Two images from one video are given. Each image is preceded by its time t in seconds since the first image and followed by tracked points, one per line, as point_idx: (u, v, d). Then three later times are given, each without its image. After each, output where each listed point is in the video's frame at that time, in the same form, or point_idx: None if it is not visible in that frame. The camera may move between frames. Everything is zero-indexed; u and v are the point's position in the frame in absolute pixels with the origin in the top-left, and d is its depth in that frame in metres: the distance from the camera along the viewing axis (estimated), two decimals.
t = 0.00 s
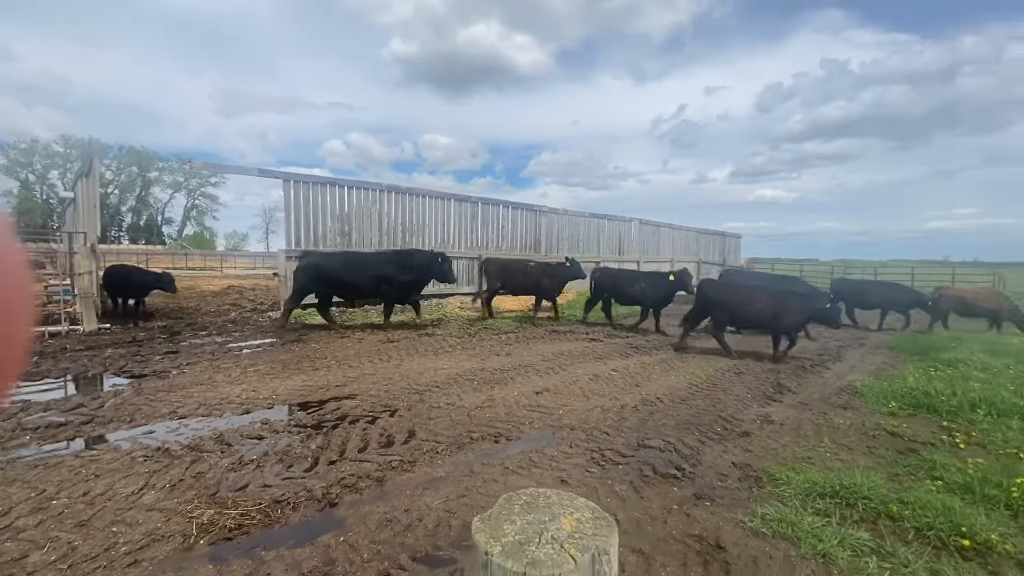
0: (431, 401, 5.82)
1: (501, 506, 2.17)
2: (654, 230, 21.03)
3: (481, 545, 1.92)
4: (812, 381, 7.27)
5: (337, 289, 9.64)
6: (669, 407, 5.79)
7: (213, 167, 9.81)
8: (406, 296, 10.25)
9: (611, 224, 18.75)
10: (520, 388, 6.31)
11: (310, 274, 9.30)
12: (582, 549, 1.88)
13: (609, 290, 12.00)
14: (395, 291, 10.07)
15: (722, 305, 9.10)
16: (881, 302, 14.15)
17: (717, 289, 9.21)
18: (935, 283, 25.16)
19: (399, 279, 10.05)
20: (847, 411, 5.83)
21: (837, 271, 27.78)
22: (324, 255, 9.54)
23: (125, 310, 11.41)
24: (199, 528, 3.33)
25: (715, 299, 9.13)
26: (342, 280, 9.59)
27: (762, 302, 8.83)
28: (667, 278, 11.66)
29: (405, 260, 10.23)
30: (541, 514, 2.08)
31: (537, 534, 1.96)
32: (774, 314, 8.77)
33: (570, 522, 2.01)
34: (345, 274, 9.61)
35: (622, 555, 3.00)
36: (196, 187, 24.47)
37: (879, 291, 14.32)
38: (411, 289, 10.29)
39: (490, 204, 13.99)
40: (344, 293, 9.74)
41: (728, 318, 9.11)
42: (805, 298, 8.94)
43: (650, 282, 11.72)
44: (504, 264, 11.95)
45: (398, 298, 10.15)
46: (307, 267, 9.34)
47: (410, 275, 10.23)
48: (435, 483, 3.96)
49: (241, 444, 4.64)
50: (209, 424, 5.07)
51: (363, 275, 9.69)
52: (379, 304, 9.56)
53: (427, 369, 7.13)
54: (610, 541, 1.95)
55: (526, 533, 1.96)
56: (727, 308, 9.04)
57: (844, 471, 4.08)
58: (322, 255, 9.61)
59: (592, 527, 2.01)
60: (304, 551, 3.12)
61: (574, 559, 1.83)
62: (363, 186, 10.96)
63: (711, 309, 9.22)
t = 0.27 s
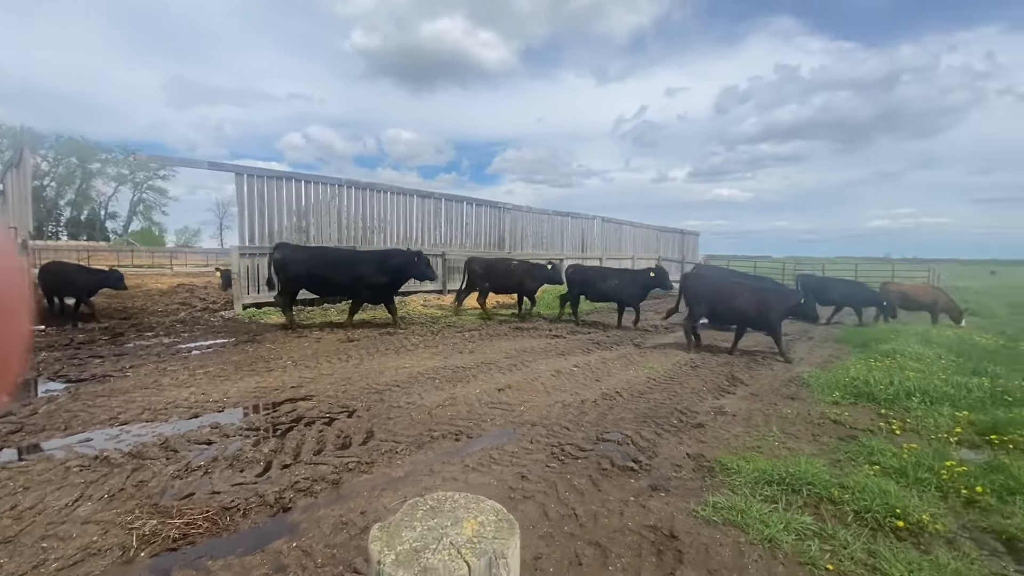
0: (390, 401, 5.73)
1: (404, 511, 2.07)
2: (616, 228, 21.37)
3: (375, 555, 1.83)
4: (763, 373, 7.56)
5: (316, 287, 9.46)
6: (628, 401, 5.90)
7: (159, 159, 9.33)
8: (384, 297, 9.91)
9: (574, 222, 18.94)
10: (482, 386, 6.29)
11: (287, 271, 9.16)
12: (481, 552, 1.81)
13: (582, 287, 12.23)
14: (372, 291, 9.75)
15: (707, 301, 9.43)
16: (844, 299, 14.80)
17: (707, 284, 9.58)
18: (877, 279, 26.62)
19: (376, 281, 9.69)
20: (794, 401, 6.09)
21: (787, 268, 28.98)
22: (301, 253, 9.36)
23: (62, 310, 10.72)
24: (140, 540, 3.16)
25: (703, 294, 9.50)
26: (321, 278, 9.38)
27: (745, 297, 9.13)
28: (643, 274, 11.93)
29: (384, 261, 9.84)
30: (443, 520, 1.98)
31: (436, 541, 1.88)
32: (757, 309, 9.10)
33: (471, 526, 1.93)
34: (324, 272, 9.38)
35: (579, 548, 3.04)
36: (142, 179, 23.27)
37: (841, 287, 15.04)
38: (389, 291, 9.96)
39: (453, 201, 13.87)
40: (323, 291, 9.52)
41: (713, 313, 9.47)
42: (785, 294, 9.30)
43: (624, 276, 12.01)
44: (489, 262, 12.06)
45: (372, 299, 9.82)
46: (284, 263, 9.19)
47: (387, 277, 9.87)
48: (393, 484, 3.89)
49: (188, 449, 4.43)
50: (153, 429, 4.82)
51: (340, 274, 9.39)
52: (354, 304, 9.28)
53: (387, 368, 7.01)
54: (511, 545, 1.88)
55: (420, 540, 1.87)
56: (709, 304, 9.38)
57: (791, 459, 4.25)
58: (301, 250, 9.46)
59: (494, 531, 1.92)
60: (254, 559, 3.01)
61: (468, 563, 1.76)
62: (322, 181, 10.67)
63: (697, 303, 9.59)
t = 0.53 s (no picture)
0: (348, 402, 5.60)
1: (315, 518, 2.08)
2: (578, 227, 21.61)
3: (279, 563, 1.84)
4: (717, 367, 7.82)
5: (296, 287, 9.26)
6: (588, 397, 5.98)
7: (99, 151, 8.79)
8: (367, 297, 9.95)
9: (537, 220, 19.03)
10: (443, 385, 6.24)
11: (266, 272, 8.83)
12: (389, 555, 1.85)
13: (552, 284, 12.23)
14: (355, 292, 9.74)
15: (685, 299, 9.58)
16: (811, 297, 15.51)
17: (682, 283, 9.68)
18: (823, 276, 28.01)
19: (360, 281, 9.72)
20: (745, 393, 6.33)
21: (741, 266, 30.09)
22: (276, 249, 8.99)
23: None
24: (75, 555, 2.97)
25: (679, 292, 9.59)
26: (301, 278, 9.21)
27: (721, 297, 9.46)
28: (614, 273, 12.07)
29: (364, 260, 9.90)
30: (355, 524, 2.01)
31: (345, 546, 1.90)
32: (732, 308, 9.46)
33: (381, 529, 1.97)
34: (304, 271, 9.20)
35: (538, 544, 3.06)
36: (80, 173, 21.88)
37: (803, 285, 15.71)
38: (372, 290, 10.03)
39: (414, 198, 13.69)
40: (303, 292, 9.37)
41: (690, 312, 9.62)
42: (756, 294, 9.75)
43: (596, 275, 12.07)
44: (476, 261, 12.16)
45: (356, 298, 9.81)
46: (261, 263, 8.84)
47: (370, 276, 9.93)
48: (350, 487, 3.81)
49: (130, 458, 4.20)
50: (91, 438, 4.55)
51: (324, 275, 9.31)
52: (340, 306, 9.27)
53: (345, 369, 6.86)
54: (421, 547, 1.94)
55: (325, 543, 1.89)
56: (688, 301, 9.55)
57: (741, 448, 4.42)
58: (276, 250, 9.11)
59: (405, 534, 1.97)
60: (201, 570, 2.89)
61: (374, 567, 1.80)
62: (278, 177, 10.31)
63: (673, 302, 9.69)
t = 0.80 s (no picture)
0: (304, 407, 5.44)
1: (222, 536, 2.20)
2: (541, 227, 21.74)
3: None
4: (674, 363, 8.03)
5: (272, 286, 9.07)
6: (548, 395, 6.02)
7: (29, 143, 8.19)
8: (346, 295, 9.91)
9: (500, 220, 19.03)
10: (403, 387, 6.14)
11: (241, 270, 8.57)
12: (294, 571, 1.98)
13: (525, 285, 12.36)
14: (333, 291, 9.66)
15: (661, 300, 9.85)
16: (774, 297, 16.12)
17: (659, 285, 10.02)
18: (774, 275, 29.26)
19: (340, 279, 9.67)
20: (699, 388, 6.54)
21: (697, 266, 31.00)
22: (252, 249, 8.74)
23: None
24: None
25: (656, 293, 9.90)
26: (279, 278, 9.03)
27: (695, 297, 9.72)
28: (587, 274, 12.33)
29: (344, 258, 9.89)
30: (262, 541, 2.14)
31: (247, 564, 2.02)
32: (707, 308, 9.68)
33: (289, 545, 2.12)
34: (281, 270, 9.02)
35: (496, 544, 3.06)
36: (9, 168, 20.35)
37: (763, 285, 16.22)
38: (352, 288, 10.01)
39: (374, 196, 13.43)
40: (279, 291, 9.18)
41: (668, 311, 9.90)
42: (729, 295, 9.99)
43: (569, 277, 12.30)
44: (465, 262, 12.15)
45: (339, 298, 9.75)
46: (236, 261, 8.57)
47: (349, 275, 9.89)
48: (304, 493, 3.70)
49: (63, 472, 3.94)
50: (19, 451, 4.23)
51: (303, 274, 9.19)
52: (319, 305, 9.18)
53: (301, 372, 6.65)
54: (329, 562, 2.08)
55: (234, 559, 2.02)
56: (663, 301, 9.83)
57: (695, 442, 4.55)
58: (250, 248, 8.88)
59: (313, 549, 2.12)
60: None
61: None
62: (229, 173, 9.90)
63: (651, 304, 9.93)
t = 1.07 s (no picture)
0: (260, 414, 5.27)
1: (159, 550, 2.25)
2: (505, 228, 21.78)
3: None
4: (634, 361, 8.21)
5: (247, 286, 8.92)
6: (512, 395, 6.05)
7: None
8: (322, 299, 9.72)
9: (464, 221, 18.94)
10: (364, 391, 6.04)
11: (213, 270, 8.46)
12: None
13: (501, 286, 12.30)
14: (308, 294, 9.46)
15: (636, 301, 10.05)
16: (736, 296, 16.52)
17: (633, 285, 10.15)
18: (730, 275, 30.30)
19: (316, 283, 9.45)
20: (659, 386, 6.71)
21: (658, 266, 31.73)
22: (230, 249, 8.67)
23: None
24: None
25: (632, 297, 10.03)
26: (254, 280, 8.88)
27: (668, 298, 10.05)
28: (559, 275, 12.42)
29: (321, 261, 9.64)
30: (198, 556, 2.20)
31: None
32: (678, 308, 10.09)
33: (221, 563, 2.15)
34: (257, 273, 8.85)
35: (459, 547, 3.05)
36: None
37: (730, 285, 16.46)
38: (329, 291, 9.80)
39: (334, 195, 13.14)
40: (253, 291, 9.03)
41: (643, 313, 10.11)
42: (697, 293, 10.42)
43: (542, 280, 12.30)
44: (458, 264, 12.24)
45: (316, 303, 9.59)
46: (209, 260, 8.46)
47: (325, 278, 9.65)
48: (261, 503, 3.59)
49: None
50: None
51: (277, 277, 8.99)
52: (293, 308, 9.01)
53: (257, 378, 6.44)
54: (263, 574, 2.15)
55: None
56: (639, 303, 10.05)
57: (655, 438, 4.67)
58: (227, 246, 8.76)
59: (251, 562, 2.19)
60: None
61: None
62: (179, 170, 9.49)
63: (627, 305, 10.11)
